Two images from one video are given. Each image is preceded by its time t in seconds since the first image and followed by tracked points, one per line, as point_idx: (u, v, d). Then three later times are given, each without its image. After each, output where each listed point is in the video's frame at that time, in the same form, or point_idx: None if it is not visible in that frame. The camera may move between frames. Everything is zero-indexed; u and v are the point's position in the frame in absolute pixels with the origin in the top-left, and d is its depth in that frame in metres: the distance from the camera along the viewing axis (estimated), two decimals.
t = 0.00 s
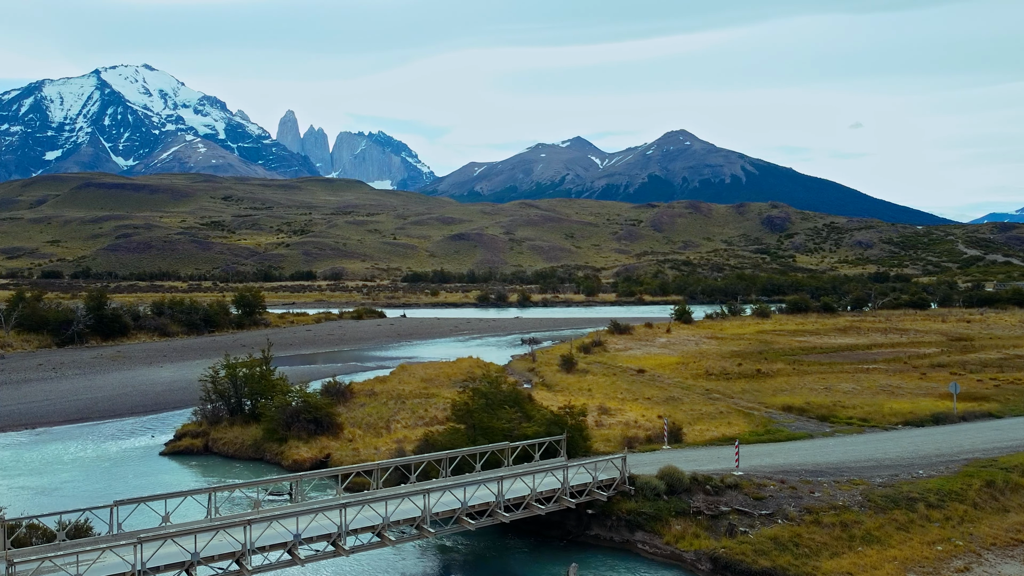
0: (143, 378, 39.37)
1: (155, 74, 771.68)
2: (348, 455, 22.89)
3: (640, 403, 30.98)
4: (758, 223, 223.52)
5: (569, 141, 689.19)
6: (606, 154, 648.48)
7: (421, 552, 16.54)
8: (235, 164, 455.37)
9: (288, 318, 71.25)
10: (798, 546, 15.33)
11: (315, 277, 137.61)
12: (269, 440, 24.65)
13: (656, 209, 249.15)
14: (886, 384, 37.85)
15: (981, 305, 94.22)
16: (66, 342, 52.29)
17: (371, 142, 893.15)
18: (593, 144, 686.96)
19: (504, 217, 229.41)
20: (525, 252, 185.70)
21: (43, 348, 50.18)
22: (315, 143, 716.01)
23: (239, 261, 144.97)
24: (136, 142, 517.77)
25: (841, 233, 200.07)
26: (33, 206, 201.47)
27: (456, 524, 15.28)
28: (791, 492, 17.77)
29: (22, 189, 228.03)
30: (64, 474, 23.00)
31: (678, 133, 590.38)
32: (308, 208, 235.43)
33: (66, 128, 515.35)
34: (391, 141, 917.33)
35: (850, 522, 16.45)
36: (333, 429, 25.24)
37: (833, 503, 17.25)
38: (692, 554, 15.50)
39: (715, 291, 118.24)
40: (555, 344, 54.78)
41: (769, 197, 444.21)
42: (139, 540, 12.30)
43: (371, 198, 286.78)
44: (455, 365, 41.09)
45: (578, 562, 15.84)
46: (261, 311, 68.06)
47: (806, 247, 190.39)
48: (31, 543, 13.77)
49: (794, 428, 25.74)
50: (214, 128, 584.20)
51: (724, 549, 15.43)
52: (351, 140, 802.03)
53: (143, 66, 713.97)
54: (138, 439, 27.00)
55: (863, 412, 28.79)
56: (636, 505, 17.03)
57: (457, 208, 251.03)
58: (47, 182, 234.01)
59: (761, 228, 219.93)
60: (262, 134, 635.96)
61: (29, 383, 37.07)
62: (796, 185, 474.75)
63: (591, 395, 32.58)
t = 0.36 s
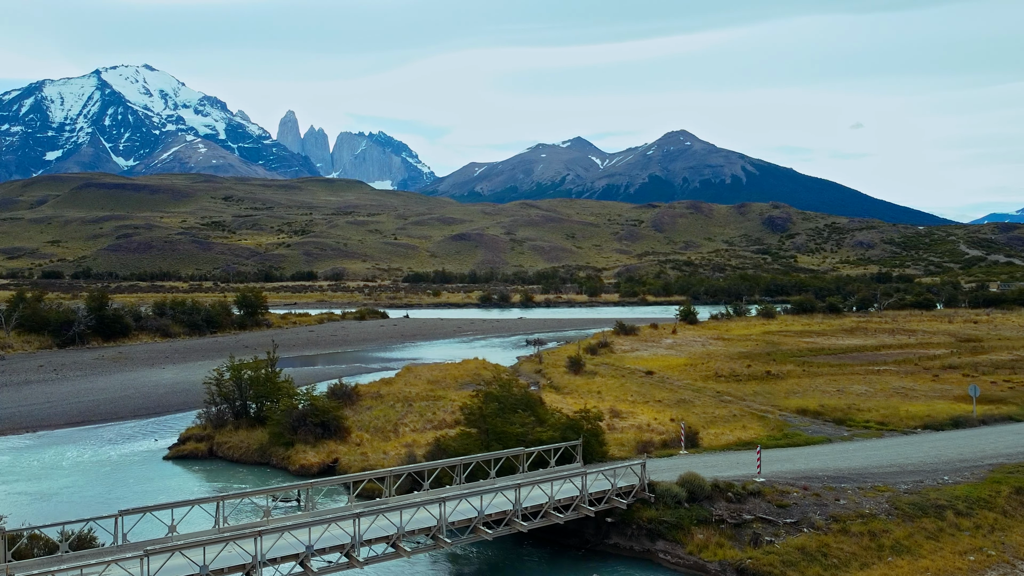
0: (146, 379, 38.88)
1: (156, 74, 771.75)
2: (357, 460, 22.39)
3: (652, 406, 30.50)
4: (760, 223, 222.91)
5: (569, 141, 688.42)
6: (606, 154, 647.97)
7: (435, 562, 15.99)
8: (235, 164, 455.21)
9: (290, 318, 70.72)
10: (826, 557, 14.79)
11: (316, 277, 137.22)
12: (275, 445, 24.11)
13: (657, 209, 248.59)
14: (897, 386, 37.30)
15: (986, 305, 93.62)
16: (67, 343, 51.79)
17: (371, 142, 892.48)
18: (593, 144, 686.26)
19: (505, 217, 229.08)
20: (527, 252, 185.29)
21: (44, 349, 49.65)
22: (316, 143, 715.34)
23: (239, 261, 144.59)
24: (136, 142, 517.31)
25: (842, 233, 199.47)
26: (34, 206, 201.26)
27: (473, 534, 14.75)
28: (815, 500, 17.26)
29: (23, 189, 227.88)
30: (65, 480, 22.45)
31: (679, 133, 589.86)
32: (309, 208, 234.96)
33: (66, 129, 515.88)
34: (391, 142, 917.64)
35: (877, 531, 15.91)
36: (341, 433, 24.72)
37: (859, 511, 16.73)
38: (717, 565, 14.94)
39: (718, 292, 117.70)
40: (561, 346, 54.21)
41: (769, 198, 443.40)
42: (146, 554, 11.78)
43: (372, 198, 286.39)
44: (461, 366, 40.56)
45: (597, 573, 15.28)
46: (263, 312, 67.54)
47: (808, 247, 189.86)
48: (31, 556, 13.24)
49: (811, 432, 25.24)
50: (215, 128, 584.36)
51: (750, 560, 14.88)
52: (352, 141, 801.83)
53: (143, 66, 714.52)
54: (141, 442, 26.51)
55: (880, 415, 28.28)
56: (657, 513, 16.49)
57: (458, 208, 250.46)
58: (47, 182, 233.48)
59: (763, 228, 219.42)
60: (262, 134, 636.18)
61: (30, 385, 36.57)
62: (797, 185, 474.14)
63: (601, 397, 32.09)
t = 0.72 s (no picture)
0: (147, 381, 38.34)
1: (155, 74, 771.47)
2: (366, 465, 21.89)
3: (664, 409, 30.01)
4: (761, 223, 222.44)
5: (570, 141, 687.19)
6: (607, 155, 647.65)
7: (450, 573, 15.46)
8: (236, 164, 454.88)
9: (293, 319, 70.20)
10: (857, 569, 14.25)
11: (317, 278, 136.80)
12: (282, 449, 23.59)
13: (658, 209, 248.21)
14: (910, 388, 36.75)
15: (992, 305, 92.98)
16: (68, 345, 51.29)
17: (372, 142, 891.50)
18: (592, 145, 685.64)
19: (506, 218, 228.62)
20: (528, 252, 184.83)
21: (45, 350, 49.09)
22: (316, 143, 715.08)
23: (240, 261, 144.15)
24: (136, 142, 516.80)
25: (844, 233, 199.06)
26: (34, 206, 200.93)
27: (491, 544, 14.24)
28: (841, 508, 16.74)
29: (23, 189, 227.61)
30: (68, 486, 21.93)
31: (679, 133, 589.29)
32: (309, 208, 234.47)
33: (67, 129, 516.00)
34: (391, 142, 917.37)
35: (907, 541, 15.37)
36: (349, 437, 24.18)
37: (887, 519, 16.21)
38: None
39: (721, 292, 117.20)
40: (567, 347, 53.68)
41: (770, 198, 443.11)
42: (154, 567, 11.28)
43: (373, 199, 285.98)
44: (467, 368, 40.02)
45: None
46: (265, 312, 67.06)
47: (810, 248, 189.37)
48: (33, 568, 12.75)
49: (829, 436, 24.74)
50: (215, 128, 584.24)
51: (778, 571, 14.35)
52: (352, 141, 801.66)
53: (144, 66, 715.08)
54: (144, 447, 25.99)
55: (897, 419, 27.78)
56: (679, 522, 15.96)
57: (458, 208, 250.08)
58: (48, 182, 232.98)
59: (765, 228, 218.93)
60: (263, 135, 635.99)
61: (31, 387, 36.05)
62: (797, 186, 473.54)
63: (612, 400, 31.57)
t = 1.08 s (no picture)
0: (151, 382, 37.85)
1: (156, 74, 771.52)
2: (376, 470, 21.37)
3: (676, 412, 29.55)
4: (762, 223, 221.88)
5: (570, 141, 687.19)
6: (607, 155, 647.37)
7: None
8: (236, 164, 454.45)
9: (296, 319, 69.67)
10: None
11: (318, 278, 136.39)
12: (289, 453, 23.08)
13: (659, 210, 247.68)
14: (923, 390, 36.22)
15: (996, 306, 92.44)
16: (70, 346, 50.78)
17: (372, 142, 890.95)
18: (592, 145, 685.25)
19: (507, 218, 228.17)
20: (529, 252, 184.45)
21: (46, 351, 48.56)
22: (317, 143, 714.65)
23: (241, 261, 143.69)
24: (136, 142, 516.41)
25: (845, 233, 198.49)
26: (34, 207, 200.44)
27: (510, 554, 13.72)
28: (868, 515, 16.27)
29: (24, 189, 227.22)
30: (70, 491, 21.45)
31: (680, 133, 589.16)
32: (310, 209, 233.93)
33: (67, 129, 516.04)
34: (392, 143, 918.14)
35: (939, 551, 14.87)
36: (358, 441, 23.71)
37: (917, 528, 15.73)
38: None
39: (724, 292, 116.67)
40: (573, 347, 53.23)
41: (770, 198, 442.63)
42: None
43: (373, 199, 285.52)
44: (473, 370, 39.52)
45: None
46: (268, 313, 66.58)
47: (811, 248, 188.95)
48: None
49: (847, 440, 24.27)
50: (216, 129, 584.10)
51: None
52: (352, 142, 802.27)
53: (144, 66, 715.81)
54: (147, 450, 25.50)
55: (915, 421, 27.30)
56: (702, 531, 15.44)
57: (458, 208, 249.51)
58: (48, 182, 232.55)
59: (765, 228, 218.50)
60: (263, 135, 635.52)
61: (33, 388, 35.59)
62: (797, 186, 473.01)
63: (622, 402, 31.05)
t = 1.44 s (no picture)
0: (156, 384, 37.40)
1: (156, 73, 770.97)
2: (387, 475, 20.92)
3: (689, 415, 29.09)
4: (763, 222, 221.25)
5: (570, 142, 686.94)
6: (608, 155, 646.82)
7: None
8: (237, 164, 454.05)
9: (299, 320, 69.20)
10: None
11: (319, 278, 135.95)
12: (298, 457, 22.61)
13: (661, 210, 247.07)
14: (938, 392, 35.80)
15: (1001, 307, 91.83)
16: (72, 347, 50.32)
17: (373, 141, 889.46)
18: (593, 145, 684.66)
19: (508, 218, 227.74)
20: (531, 252, 183.99)
21: (48, 352, 48.10)
22: (318, 143, 714.10)
23: (242, 261, 143.23)
24: (137, 142, 516.08)
25: (847, 233, 197.92)
26: (35, 207, 200.01)
27: (533, 565, 13.27)
28: (897, 523, 15.81)
29: (24, 189, 226.84)
30: (73, 496, 20.97)
31: (681, 133, 588.61)
32: (311, 209, 233.34)
33: (68, 129, 516.19)
34: (393, 143, 917.73)
35: (973, 560, 14.41)
36: (368, 444, 23.26)
37: (949, 537, 15.26)
38: None
39: (728, 293, 116.04)
40: (579, 349, 52.82)
41: (771, 198, 441.91)
42: None
43: (374, 199, 285.08)
44: (481, 371, 39.07)
45: None
46: (272, 314, 66.05)
47: (813, 248, 188.40)
48: None
49: (866, 444, 23.82)
50: (216, 129, 583.84)
51: None
52: (353, 142, 802.12)
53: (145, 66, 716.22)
54: (152, 454, 25.04)
55: (934, 425, 26.83)
56: (728, 540, 14.94)
57: (460, 208, 248.94)
58: (48, 183, 232.06)
59: (767, 228, 217.91)
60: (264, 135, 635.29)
61: (36, 390, 35.12)
62: (798, 186, 472.27)
63: (634, 404, 30.60)
